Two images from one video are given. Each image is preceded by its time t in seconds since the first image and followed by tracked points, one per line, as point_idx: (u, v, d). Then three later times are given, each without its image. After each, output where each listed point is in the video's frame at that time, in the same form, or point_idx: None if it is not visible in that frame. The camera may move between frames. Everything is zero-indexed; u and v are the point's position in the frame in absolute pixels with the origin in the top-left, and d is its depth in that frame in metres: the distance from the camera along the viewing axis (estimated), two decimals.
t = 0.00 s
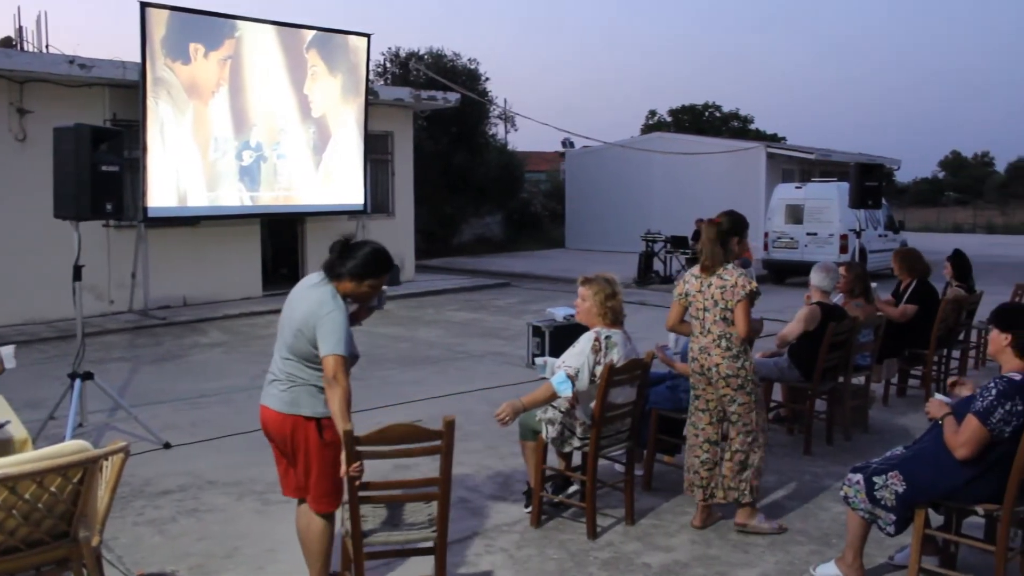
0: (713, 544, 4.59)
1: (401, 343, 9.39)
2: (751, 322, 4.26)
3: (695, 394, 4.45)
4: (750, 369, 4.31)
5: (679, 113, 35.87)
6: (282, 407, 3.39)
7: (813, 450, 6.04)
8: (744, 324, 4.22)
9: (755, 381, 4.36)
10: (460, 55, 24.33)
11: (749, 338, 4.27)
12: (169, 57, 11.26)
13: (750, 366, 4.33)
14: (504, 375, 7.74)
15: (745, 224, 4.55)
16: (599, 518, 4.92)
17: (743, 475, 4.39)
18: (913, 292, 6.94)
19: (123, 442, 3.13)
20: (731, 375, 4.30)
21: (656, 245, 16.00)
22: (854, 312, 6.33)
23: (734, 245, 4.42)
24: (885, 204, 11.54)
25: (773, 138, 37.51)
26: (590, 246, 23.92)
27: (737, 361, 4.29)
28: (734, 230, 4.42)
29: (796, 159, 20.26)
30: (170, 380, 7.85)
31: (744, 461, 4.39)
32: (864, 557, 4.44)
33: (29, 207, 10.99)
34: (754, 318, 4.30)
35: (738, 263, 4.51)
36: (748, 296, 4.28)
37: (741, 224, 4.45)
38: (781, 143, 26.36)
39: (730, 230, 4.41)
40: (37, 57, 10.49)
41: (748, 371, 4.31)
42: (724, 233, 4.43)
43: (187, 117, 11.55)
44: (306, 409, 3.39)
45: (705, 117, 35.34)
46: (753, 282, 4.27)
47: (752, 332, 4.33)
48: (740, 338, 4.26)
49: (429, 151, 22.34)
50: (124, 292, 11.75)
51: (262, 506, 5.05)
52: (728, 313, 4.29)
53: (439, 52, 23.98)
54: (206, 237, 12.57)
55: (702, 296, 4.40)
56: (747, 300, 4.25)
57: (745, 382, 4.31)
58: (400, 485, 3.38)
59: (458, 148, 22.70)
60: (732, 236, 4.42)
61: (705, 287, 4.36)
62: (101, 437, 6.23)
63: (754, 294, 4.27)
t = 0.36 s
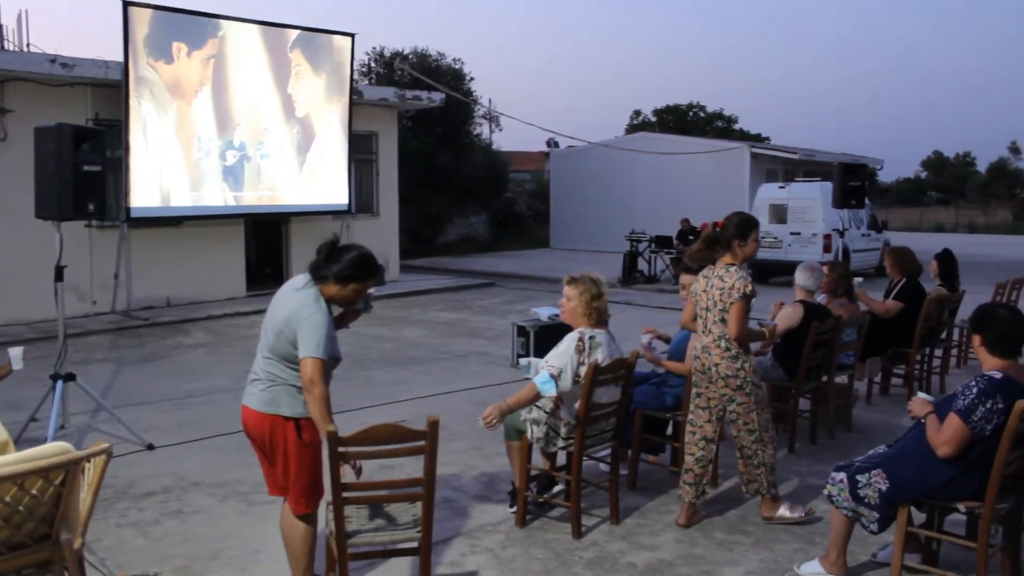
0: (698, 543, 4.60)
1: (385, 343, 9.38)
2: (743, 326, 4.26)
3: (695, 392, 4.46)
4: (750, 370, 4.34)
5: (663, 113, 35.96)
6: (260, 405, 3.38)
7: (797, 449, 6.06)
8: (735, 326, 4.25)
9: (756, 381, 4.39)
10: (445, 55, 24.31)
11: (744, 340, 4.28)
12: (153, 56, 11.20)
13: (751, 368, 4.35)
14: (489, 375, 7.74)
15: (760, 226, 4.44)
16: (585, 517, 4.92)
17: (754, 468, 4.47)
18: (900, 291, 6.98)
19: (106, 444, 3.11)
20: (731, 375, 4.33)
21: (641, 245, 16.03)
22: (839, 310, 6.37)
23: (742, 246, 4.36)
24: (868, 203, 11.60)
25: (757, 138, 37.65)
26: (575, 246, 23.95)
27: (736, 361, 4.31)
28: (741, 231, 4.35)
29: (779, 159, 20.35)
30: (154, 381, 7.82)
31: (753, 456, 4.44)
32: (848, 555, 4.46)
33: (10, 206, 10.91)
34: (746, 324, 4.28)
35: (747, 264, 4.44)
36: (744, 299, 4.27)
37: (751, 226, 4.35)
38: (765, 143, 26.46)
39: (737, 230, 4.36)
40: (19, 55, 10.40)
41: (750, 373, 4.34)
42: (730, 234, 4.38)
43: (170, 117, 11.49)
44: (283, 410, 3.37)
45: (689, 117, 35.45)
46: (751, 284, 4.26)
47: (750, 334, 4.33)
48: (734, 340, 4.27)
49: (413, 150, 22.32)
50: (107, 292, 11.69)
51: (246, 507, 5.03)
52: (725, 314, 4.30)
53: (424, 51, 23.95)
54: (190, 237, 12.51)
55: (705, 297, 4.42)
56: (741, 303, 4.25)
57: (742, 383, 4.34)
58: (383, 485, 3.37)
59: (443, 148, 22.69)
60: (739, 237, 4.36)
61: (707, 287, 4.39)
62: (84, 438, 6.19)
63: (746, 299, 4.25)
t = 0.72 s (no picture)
0: (682, 542, 4.61)
1: (369, 343, 9.35)
2: (776, 322, 4.41)
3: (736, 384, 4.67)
4: (784, 371, 4.51)
5: (647, 113, 36.02)
6: (245, 415, 3.34)
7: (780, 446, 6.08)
8: (766, 322, 4.40)
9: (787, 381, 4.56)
10: (429, 54, 24.29)
11: (778, 337, 4.43)
12: (134, 55, 11.13)
13: (784, 367, 4.51)
14: (472, 375, 7.73)
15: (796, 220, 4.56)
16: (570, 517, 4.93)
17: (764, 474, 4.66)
18: (886, 288, 7.01)
19: (87, 446, 3.09)
20: (764, 373, 4.51)
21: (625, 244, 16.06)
22: (823, 310, 6.37)
23: (778, 242, 4.49)
24: (849, 203, 11.66)
25: (740, 138, 37.79)
26: (559, 245, 23.96)
27: (771, 359, 4.49)
28: (773, 228, 4.47)
29: (762, 159, 20.42)
30: (136, 382, 7.77)
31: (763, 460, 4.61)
32: (831, 552, 4.48)
33: None
34: (781, 320, 4.44)
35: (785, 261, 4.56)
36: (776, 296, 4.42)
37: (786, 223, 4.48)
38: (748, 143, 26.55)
39: (771, 227, 4.48)
40: None
41: (782, 372, 4.51)
42: (764, 231, 4.52)
43: (152, 117, 11.42)
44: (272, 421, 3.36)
45: (673, 116, 35.55)
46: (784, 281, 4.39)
47: (785, 331, 4.49)
48: (768, 338, 4.44)
49: (397, 150, 22.29)
50: (89, 293, 11.60)
51: (229, 508, 5.01)
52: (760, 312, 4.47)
53: (408, 51, 23.91)
54: (173, 237, 12.46)
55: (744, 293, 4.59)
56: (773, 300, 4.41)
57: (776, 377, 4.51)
58: (367, 485, 3.36)
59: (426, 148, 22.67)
60: (774, 233, 4.48)
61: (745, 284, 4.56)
62: (65, 440, 6.14)
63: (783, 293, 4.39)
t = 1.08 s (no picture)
0: (669, 541, 4.62)
1: (354, 343, 9.33)
2: (814, 326, 4.52)
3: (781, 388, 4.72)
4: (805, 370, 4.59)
5: (633, 113, 36.06)
6: (229, 417, 3.34)
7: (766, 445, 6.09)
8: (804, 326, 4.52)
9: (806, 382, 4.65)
10: (415, 54, 24.26)
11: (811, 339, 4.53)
12: (119, 54, 11.07)
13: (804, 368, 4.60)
14: (458, 375, 7.72)
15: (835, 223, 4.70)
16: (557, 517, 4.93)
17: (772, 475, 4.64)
18: (867, 291, 6.96)
19: (71, 448, 3.08)
20: (783, 371, 4.59)
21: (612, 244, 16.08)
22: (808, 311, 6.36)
23: (820, 244, 4.62)
24: (835, 202, 11.70)
25: (726, 138, 37.89)
26: (546, 245, 23.97)
27: (794, 358, 4.57)
28: (816, 229, 4.59)
29: (748, 158, 20.48)
30: (121, 383, 7.73)
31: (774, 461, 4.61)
32: (817, 551, 4.50)
33: None
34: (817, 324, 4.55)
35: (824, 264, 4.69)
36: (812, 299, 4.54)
37: (828, 225, 4.62)
38: (734, 143, 26.65)
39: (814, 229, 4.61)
40: None
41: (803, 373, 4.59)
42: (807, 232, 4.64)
43: (137, 116, 11.36)
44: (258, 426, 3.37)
45: (659, 116, 35.62)
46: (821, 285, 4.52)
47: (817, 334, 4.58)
48: (801, 340, 4.54)
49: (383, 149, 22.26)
50: (73, 293, 11.53)
51: (215, 510, 4.99)
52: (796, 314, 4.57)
53: (394, 50, 23.87)
54: (159, 238, 12.41)
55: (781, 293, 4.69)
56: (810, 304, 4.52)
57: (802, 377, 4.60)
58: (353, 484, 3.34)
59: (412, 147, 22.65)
60: (817, 234, 4.61)
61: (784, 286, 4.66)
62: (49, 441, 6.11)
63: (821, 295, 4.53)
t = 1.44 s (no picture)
0: (648, 540, 4.63)
1: (332, 343, 9.29)
2: (834, 320, 4.42)
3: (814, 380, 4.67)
4: (845, 365, 4.52)
5: (612, 113, 36.08)
6: (216, 416, 3.34)
7: (744, 444, 6.12)
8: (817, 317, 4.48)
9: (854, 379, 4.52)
10: (394, 54, 24.21)
11: (833, 333, 4.44)
12: (95, 52, 10.97)
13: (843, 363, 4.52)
14: (436, 375, 7.71)
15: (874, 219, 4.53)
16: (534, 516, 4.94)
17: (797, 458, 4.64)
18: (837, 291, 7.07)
19: (47, 450, 3.06)
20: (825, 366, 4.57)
21: (590, 243, 16.11)
22: (784, 309, 6.45)
23: (852, 238, 4.51)
24: (812, 202, 11.78)
25: (704, 138, 38.06)
26: (525, 244, 23.99)
27: (831, 353, 4.53)
28: (846, 223, 4.52)
29: (727, 158, 20.58)
30: (96, 385, 7.66)
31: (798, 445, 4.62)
32: (795, 548, 4.53)
33: None
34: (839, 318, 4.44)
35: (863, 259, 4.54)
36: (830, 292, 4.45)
37: (865, 222, 4.51)
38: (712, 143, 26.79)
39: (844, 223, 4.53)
40: None
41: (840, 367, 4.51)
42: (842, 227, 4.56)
43: (113, 116, 11.27)
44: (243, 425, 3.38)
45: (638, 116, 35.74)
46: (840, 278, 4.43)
47: (847, 329, 4.46)
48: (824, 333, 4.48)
49: (361, 150, 22.21)
50: (48, 294, 11.41)
51: (193, 512, 4.95)
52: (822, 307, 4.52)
53: (372, 50, 23.81)
54: (136, 238, 12.32)
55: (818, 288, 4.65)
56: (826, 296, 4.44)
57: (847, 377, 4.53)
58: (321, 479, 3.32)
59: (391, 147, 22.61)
60: (848, 229, 4.51)
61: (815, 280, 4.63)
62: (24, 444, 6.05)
63: (846, 290, 4.44)
